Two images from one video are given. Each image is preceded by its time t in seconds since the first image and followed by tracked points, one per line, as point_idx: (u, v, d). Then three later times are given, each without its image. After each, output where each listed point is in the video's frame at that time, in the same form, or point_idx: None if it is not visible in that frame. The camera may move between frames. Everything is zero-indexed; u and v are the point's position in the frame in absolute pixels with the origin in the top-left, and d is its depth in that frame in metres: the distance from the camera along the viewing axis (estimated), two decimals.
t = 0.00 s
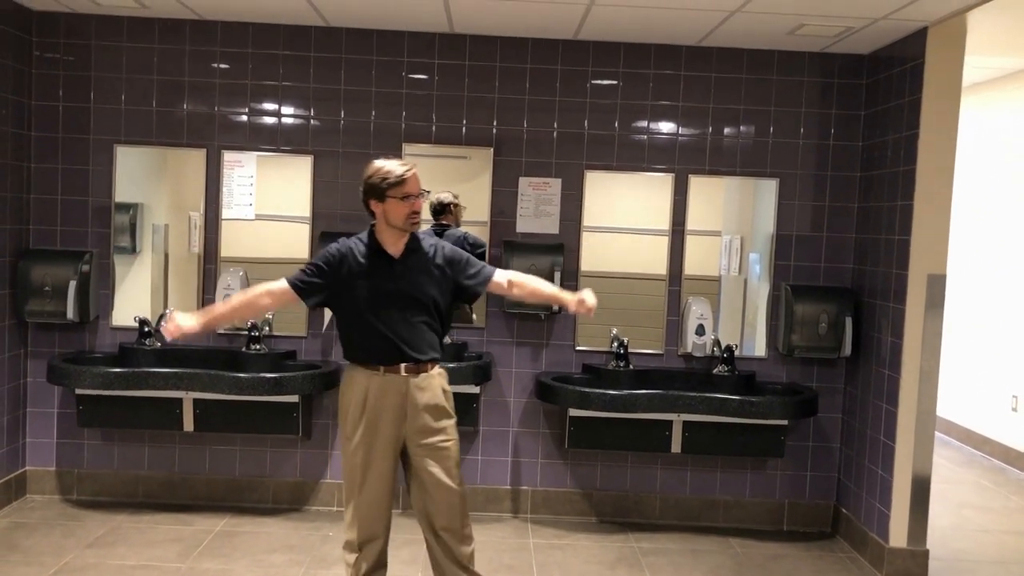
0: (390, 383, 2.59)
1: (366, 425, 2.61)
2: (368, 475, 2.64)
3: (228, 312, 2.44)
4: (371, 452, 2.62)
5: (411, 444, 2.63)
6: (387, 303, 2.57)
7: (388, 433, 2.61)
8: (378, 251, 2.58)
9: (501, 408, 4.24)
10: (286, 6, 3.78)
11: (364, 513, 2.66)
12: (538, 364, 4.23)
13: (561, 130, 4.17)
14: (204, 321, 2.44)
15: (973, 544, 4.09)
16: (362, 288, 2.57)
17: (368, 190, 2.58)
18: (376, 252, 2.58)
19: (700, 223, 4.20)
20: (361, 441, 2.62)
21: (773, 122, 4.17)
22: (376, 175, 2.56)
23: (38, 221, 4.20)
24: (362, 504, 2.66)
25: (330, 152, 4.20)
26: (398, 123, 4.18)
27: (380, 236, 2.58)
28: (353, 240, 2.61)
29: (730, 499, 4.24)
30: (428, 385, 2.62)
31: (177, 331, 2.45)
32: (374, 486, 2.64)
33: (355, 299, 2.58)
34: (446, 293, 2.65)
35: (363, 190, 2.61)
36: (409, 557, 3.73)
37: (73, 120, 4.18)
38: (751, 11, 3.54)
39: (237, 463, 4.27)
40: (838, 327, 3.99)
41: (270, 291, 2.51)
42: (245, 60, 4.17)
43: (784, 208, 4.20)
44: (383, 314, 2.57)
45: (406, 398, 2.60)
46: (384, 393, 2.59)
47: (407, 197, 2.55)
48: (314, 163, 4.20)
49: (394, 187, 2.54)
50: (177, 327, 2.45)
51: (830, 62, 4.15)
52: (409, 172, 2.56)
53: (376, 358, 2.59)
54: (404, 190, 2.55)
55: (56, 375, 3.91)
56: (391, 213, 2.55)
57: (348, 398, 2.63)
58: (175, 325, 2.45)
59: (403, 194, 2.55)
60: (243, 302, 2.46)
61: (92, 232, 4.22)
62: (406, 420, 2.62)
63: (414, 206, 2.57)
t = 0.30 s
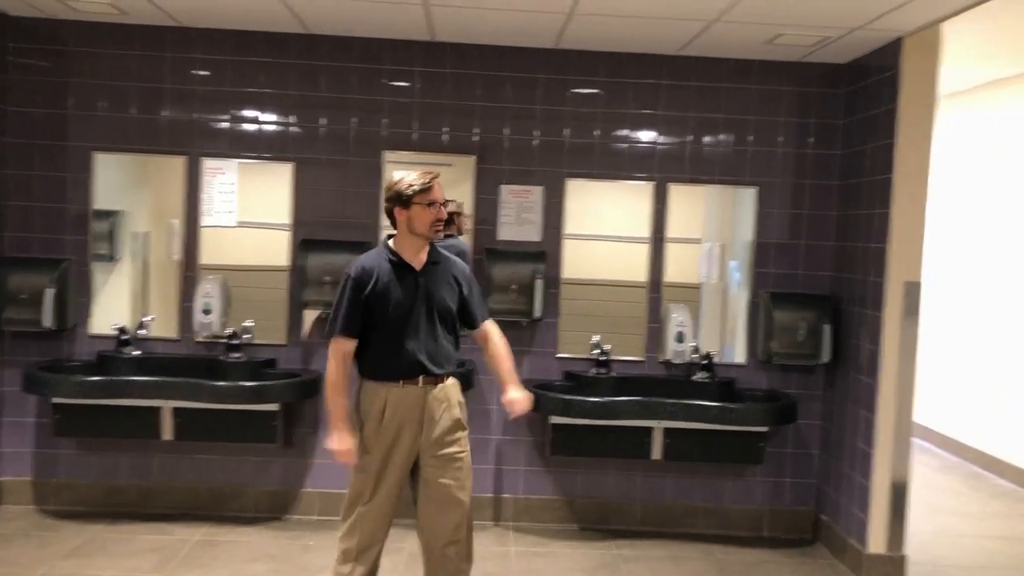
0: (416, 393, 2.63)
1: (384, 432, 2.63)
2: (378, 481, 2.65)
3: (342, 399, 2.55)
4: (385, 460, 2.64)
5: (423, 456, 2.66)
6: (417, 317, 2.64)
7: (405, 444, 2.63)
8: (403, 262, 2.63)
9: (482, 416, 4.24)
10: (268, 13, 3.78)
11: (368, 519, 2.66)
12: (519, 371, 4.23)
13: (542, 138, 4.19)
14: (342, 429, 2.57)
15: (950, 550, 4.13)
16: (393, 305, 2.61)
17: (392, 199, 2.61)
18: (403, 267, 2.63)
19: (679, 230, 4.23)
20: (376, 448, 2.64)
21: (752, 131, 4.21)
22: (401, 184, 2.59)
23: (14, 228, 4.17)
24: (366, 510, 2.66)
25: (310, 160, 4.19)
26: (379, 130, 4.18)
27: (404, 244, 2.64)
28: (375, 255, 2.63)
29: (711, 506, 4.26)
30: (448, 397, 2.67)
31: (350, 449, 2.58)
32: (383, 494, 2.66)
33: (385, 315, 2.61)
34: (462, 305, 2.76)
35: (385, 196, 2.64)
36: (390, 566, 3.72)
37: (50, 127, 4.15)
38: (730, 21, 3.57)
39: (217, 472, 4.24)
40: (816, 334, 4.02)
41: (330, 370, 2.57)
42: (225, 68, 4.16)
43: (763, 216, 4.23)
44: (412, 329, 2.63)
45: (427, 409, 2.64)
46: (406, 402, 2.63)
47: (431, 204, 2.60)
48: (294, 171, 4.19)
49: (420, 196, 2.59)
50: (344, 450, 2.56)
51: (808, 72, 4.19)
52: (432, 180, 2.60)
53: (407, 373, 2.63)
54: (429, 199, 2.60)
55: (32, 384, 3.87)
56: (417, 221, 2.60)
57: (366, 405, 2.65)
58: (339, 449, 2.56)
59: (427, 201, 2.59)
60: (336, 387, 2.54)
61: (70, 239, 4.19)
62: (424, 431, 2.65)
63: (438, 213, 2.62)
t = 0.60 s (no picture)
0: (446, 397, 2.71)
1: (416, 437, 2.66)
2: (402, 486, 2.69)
3: (417, 385, 2.55)
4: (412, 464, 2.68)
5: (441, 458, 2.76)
6: (444, 317, 2.71)
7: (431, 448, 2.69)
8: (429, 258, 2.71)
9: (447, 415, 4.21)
10: (229, 7, 3.72)
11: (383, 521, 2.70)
12: (485, 370, 4.22)
13: (507, 136, 4.17)
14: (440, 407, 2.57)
15: (910, 544, 4.18)
16: (428, 304, 2.67)
17: (412, 198, 2.71)
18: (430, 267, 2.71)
19: (644, 229, 4.23)
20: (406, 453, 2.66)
21: (716, 129, 4.23)
22: (421, 182, 2.70)
23: None
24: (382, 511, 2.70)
25: (272, 156, 4.14)
26: (342, 127, 4.14)
27: (426, 240, 2.72)
28: (401, 254, 2.69)
29: (675, 503, 4.27)
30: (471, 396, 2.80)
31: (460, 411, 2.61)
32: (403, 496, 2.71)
33: (420, 314, 2.66)
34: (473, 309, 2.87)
35: (403, 197, 2.74)
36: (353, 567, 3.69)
37: (4, 122, 4.06)
38: (694, 19, 3.58)
39: (177, 473, 4.17)
40: (779, 332, 4.05)
41: (387, 376, 2.55)
42: (185, 63, 4.10)
43: (726, 214, 4.25)
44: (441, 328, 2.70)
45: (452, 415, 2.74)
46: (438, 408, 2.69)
47: (454, 200, 2.72)
48: (256, 167, 4.13)
49: (441, 193, 2.69)
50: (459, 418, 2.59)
51: (771, 71, 4.22)
52: (450, 177, 2.72)
53: (438, 372, 2.68)
54: (449, 195, 2.71)
55: None
56: (440, 216, 2.70)
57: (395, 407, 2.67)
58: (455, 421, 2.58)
59: (450, 197, 2.71)
60: (404, 381, 2.54)
61: (25, 236, 4.10)
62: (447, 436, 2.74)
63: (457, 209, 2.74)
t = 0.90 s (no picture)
0: (453, 398, 2.64)
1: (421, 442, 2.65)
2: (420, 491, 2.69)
3: (428, 404, 2.50)
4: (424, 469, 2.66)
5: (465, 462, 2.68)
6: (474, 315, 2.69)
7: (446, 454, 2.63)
8: (461, 256, 2.68)
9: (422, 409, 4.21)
10: None
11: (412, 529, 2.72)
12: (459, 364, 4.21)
13: (480, 129, 4.16)
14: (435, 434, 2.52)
15: (880, 534, 4.23)
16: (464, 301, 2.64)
17: (449, 192, 2.65)
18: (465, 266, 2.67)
19: (617, 222, 4.24)
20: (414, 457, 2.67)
21: (688, 123, 4.24)
22: (460, 178, 2.64)
23: None
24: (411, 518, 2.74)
25: (243, 150, 4.10)
26: (314, 120, 4.12)
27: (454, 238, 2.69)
28: (439, 250, 2.62)
29: (649, 495, 4.30)
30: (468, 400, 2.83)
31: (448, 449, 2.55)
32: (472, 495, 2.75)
33: (456, 312, 2.62)
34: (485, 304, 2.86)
35: (437, 189, 2.67)
36: (327, 562, 3.67)
37: None
38: (665, 13, 3.59)
39: (148, 470, 4.13)
40: (750, 324, 4.08)
41: (409, 379, 2.50)
42: (154, 54, 4.05)
43: (698, 207, 4.27)
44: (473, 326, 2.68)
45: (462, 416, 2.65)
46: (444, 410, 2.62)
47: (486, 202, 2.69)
48: (227, 161, 4.10)
49: (478, 192, 2.66)
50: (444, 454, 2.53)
51: (742, 65, 4.24)
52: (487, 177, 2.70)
53: (469, 370, 2.67)
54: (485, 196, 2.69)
55: None
56: (472, 216, 2.68)
57: (405, 409, 2.67)
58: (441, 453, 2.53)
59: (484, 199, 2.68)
60: (420, 393, 2.50)
61: None
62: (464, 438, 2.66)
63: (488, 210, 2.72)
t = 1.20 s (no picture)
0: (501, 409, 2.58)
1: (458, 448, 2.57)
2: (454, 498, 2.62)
3: (463, 416, 2.44)
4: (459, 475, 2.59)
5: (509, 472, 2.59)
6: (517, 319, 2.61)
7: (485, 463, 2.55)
8: (504, 264, 2.58)
9: (401, 407, 4.21)
10: None
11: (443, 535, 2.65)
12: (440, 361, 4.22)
13: (459, 126, 4.16)
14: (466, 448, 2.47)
15: (857, 527, 4.27)
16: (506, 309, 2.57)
17: (494, 198, 2.58)
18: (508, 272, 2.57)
19: (597, 219, 4.25)
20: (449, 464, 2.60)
21: (667, 121, 4.26)
22: (507, 185, 2.58)
23: None
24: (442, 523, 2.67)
25: (221, 147, 4.08)
26: (292, 117, 4.10)
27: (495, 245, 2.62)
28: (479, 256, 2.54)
29: (629, 491, 4.31)
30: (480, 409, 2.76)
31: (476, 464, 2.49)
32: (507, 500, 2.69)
33: (498, 321, 2.55)
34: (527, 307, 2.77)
35: (482, 193, 2.59)
36: (307, 561, 3.66)
37: None
38: (644, 10, 3.60)
39: (127, 470, 4.11)
40: (728, 320, 4.10)
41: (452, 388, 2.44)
42: (131, 51, 4.02)
43: (677, 204, 4.29)
44: (515, 330, 2.61)
45: (509, 426, 2.57)
46: (485, 419, 2.56)
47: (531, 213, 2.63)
48: (205, 158, 4.07)
49: (525, 202, 2.61)
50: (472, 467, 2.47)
51: (720, 62, 4.26)
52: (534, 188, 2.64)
53: (511, 380, 2.60)
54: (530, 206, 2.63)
55: None
56: (515, 226, 2.61)
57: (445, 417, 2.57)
58: (467, 467, 2.47)
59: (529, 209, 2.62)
60: (457, 404, 2.43)
61: None
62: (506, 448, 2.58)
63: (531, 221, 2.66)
